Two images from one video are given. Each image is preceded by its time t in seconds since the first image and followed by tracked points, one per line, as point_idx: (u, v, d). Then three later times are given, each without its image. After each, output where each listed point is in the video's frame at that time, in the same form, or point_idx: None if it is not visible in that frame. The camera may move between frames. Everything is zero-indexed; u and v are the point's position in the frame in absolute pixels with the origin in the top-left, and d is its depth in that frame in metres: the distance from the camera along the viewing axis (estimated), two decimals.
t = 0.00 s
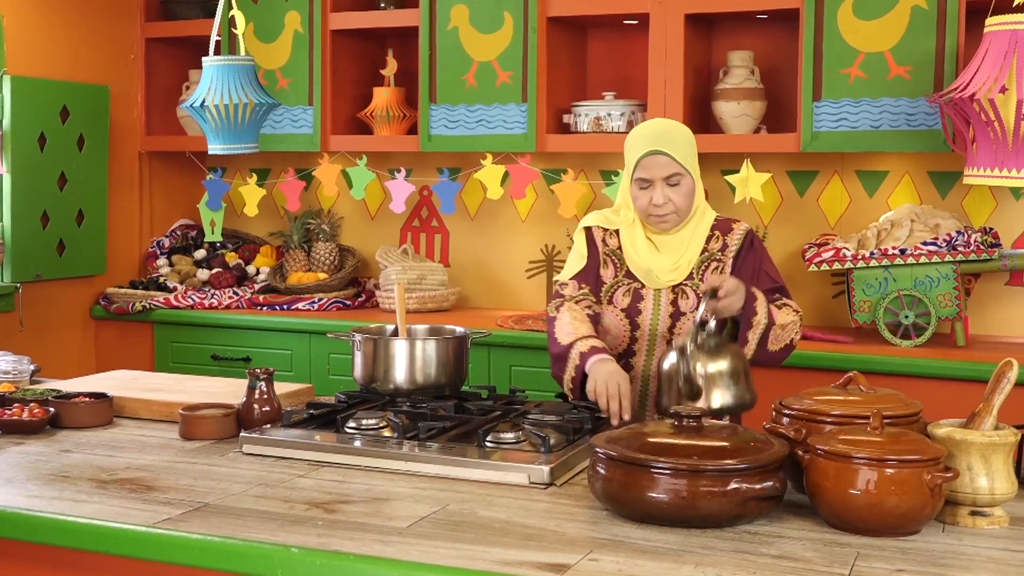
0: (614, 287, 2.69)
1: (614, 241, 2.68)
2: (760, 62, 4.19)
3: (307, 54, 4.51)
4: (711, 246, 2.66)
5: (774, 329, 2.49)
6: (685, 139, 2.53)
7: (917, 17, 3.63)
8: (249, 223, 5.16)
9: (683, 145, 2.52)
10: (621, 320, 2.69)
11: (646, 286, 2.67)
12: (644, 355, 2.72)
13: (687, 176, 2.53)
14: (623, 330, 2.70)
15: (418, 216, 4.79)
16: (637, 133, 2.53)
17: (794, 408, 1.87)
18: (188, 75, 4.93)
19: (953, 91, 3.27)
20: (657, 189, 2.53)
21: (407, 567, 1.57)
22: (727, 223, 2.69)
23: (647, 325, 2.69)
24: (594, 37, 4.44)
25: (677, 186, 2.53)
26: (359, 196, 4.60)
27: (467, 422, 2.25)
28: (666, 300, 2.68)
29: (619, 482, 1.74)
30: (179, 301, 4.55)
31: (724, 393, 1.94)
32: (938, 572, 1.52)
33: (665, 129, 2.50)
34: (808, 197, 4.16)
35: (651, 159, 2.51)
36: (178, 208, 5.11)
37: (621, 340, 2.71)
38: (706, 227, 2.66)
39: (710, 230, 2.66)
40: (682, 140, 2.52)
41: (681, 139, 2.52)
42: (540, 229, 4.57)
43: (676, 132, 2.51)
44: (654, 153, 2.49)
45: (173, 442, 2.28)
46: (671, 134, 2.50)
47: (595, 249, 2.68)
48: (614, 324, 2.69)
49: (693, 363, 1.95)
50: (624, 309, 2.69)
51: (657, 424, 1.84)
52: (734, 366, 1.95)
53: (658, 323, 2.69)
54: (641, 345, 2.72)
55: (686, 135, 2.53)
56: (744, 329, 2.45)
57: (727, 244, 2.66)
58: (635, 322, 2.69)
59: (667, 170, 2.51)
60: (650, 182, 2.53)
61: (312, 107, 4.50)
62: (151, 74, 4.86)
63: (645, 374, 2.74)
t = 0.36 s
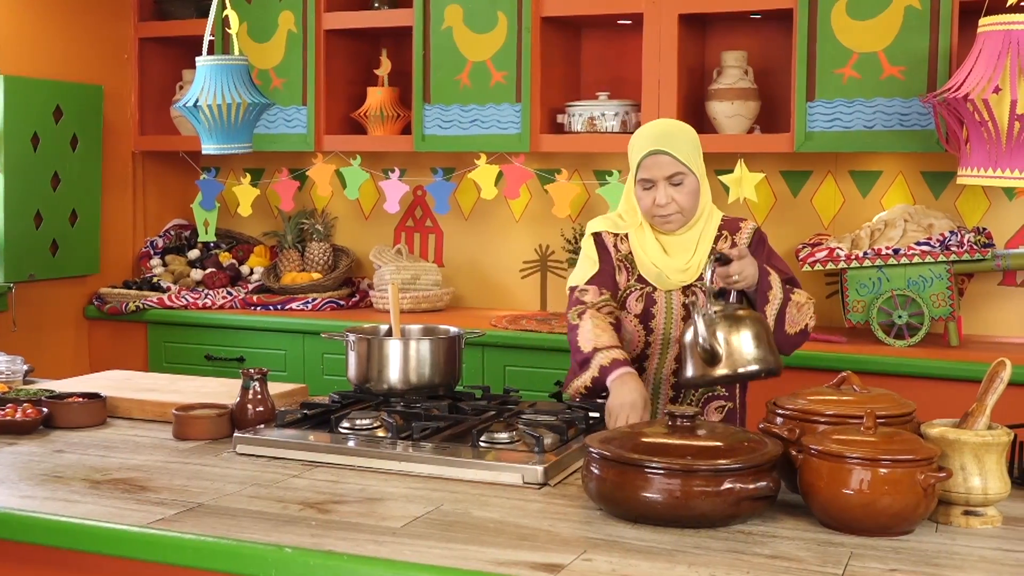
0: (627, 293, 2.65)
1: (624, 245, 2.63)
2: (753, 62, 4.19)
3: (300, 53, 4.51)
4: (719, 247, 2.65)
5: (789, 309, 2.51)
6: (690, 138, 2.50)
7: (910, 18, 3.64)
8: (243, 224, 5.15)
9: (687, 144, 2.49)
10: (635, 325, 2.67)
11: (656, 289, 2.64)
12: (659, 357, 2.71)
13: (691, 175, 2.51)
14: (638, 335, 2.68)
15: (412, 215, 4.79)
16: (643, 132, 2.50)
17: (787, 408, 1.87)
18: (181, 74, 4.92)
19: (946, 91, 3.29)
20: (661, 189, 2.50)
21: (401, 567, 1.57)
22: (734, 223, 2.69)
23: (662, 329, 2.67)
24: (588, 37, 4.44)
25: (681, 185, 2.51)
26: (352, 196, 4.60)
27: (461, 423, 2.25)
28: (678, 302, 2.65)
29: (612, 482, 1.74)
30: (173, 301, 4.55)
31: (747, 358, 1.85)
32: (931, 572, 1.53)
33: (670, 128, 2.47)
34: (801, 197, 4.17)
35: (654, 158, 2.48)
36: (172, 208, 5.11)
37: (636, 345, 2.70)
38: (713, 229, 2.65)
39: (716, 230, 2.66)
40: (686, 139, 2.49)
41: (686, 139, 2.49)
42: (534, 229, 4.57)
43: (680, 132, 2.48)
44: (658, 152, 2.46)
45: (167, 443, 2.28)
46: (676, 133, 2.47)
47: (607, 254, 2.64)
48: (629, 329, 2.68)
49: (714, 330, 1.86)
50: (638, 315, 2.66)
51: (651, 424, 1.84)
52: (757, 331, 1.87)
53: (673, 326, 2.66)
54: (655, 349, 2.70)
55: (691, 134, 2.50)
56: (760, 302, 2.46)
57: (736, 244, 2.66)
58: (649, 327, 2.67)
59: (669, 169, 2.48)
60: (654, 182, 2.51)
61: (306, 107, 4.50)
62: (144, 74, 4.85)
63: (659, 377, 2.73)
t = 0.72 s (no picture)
0: (604, 288, 2.83)
1: (608, 244, 2.84)
2: (749, 62, 4.19)
3: (296, 52, 4.50)
4: (711, 251, 2.74)
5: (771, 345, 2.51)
6: (680, 138, 2.62)
7: (906, 17, 3.64)
8: (239, 223, 5.15)
9: (677, 143, 2.60)
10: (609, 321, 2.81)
11: (636, 286, 2.79)
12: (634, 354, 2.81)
13: (679, 174, 2.62)
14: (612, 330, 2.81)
15: (408, 215, 4.79)
16: (635, 130, 2.63)
17: (783, 407, 1.87)
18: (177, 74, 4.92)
19: (941, 91, 3.26)
20: (647, 186, 2.62)
21: (397, 567, 1.56)
22: (731, 229, 2.76)
23: (636, 324, 2.79)
24: (584, 36, 4.44)
25: (669, 182, 2.62)
26: (348, 195, 4.60)
27: (457, 422, 2.25)
28: (657, 299, 2.77)
29: (609, 481, 1.74)
30: (169, 301, 4.55)
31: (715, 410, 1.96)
32: (927, 571, 1.53)
33: (661, 128, 2.59)
34: (797, 197, 4.17)
35: (643, 154, 2.60)
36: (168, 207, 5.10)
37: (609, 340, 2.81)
38: (707, 232, 2.74)
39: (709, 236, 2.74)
40: (676, 138, 2.60)
41: (676, 138, 2.61)
42: (531, 229, 4.57)
43: (670, 132, 2.60)
44: (645, 149, 2.59)
45: (163, 442, 2.28)
46: (664, 131, 2.59)
47: (585, 251, 2.87)
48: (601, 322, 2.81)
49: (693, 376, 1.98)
50: (611, 309, 2.81)
51: (647, 423, 1.84)
52: (733, 383, 1.97)
53: (647, 322, 2.78)
54: (630, 347, 2.81)
55: (681, 134, 2.61)
56: (744, 342, 2.45)
57: (728, 249, 2.73)
58: (623, 323, 2.80)
59: (656, 166, 2.59)
60: (642, 178, 2.63)
61: (301, 106, 4.50)
62: (139, 73, 4.84)
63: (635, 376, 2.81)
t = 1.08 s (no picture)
0: (573, 279, 2.87)
1: (584, 239, 2.93)
2: (747, 62, 4.19)
3: (293, 52, 4.50)
4: (674, 250, 2.74)
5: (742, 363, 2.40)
6: (637, 136, 2.70)
7: (903, 17, 3.64)
8: (237, 223, 5.14)
9: (632, 139, 2.69)
10: (572, 312, 2.84)
11: (601, 280, 2.82)
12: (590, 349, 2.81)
13: (632, 169, 2.69)
14: (573, 320, 2.83)
15: (406, 215, 4.78)
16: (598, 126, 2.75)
17: (781, 407, 1.87)
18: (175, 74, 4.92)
19: (939, 91, 3.26)
20: (602, 179, 2.72)
21: (395, 567, 1.56)
22: (699, 230, 2.75)
23: (594, 316, 2.80)
24: (582, 36, 4.44)
25: (622, 176, 2.70)
26: (346, 195, 4.60)
27: (455, 422, 2.25)
28: (616, 293, 2.78)
29: (606, 481, 1.74)
30: (167, 301, 4.54)
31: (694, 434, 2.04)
32: (925, 571, 1.53)
33: (617, 124, 2.70)
34: (795, 197, 4.17)
35: (598, 149, 2.72)
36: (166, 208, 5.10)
37: (568, 332, 2.84)
38: (671, 232, 2.75)
39: (674, 235, 2.75)
40: (631, 134, 2.69)
41: (632, 134, 2.69)
42: (529, 229, 4.57)
43: (626, 129, 2.69)
44: (599, 142, 2.70)
45: (160, 443, 2.28)
46: (618, 129, 2.69)
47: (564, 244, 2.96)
48: (565, 313, 2.85)
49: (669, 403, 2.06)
50: (575, 301, 2.84)
51: (645, 423, 1.84)
52: (710, 408, 2.05)
53: (603, 315, 2.78)
54: (587, 341, 2.81)
55: (638, 133, 2.69)
56: (716, 363, 2.36)
57: (690, 250, 2.72)
58: (584, 316, 2.81)
59: (606, 160, 2.69)
60: (599, 173, 2.73)
61: (299, 106, 4.49)
62: (137, 73, 4.84)
63: (591, 369, 2.81)
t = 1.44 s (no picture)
0: (502, 279, 2.93)
1: (518, 242, 2.98)
2: (746, 61, 4.19)
3: (293, 52, 4.50)
4: (589, 246, 2.76)
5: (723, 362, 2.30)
6: (555, 137, 2.77)
7: (903, 17, 3.65)
8: (237, 223, 5.14)
9: (548, 139, 2.76)
10: (499, 308, 2.90)
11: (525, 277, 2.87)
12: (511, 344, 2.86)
13: (549, 168, 2.76)
14: (499, 317, 2.89)
15: (406, 215, 4.78)
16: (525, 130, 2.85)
17: (780, 407, 1.87)
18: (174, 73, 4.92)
19: (938, 91, 3.25)
20: (523, 179, 2.80)
21: (394, 567, 1.56)
22: (615, 227, 2.77)
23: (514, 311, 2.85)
24: (582, 36, 4.44)
25: (538, 175, 2.77)
26: (346, 194, 4.60)
27: (454, 422, 2.25)
28: (535, 288, 2.83)
29: (606, 481, 1.74)
30: (166, 300, 4.54)
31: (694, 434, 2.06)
32: (924, 571, 1.53)
33: (537, 126, 2.79)
34: (794, 197, 4.17)
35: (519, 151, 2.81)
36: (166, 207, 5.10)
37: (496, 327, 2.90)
38: (589, 229, 2.78)
39: (590, 231, 2.77)
40: (548, 134, 2.77)
41: (548, 135, 2.77)
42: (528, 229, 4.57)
43: (545, 131, 2.78)
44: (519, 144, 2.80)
45: (160, 442, 2.28)
46: (535, 131, 2.78)
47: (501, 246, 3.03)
48: (494, 309, 2.91)
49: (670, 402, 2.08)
50: (502, 297, 2.90)
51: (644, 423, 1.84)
52: (709, 408, 2.07)
53: (521, 308, 2.84)
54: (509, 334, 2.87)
55: (555, 134, 2.77)
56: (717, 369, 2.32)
57: (603, 245, 2.75)
58: (507, 311, 2.87)
59: (526, 160, 2.78)
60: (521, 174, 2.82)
61: (299, 106, 4.49)
62: (136, 73, 4.84)
63: (511, 359, 2.86)
